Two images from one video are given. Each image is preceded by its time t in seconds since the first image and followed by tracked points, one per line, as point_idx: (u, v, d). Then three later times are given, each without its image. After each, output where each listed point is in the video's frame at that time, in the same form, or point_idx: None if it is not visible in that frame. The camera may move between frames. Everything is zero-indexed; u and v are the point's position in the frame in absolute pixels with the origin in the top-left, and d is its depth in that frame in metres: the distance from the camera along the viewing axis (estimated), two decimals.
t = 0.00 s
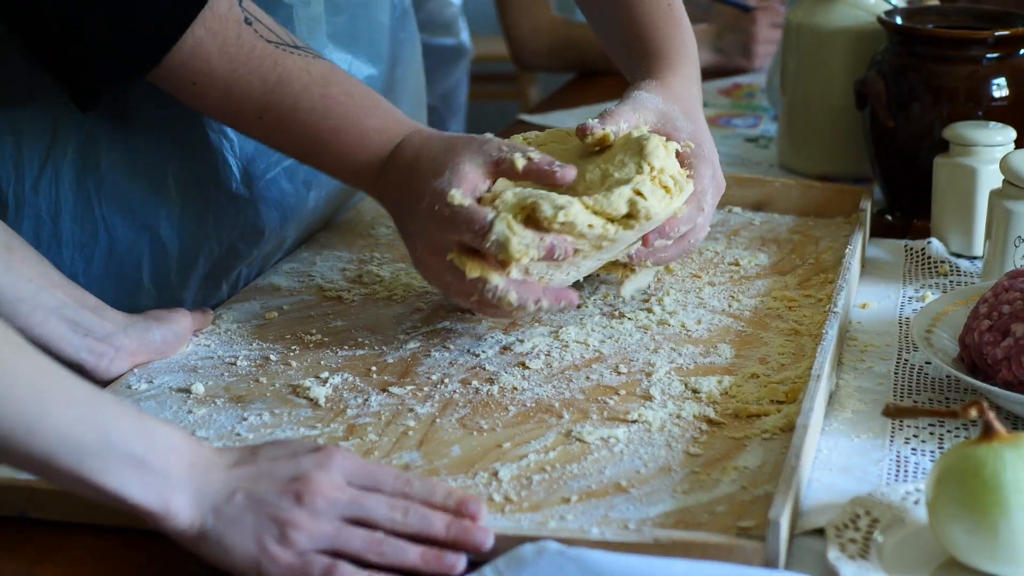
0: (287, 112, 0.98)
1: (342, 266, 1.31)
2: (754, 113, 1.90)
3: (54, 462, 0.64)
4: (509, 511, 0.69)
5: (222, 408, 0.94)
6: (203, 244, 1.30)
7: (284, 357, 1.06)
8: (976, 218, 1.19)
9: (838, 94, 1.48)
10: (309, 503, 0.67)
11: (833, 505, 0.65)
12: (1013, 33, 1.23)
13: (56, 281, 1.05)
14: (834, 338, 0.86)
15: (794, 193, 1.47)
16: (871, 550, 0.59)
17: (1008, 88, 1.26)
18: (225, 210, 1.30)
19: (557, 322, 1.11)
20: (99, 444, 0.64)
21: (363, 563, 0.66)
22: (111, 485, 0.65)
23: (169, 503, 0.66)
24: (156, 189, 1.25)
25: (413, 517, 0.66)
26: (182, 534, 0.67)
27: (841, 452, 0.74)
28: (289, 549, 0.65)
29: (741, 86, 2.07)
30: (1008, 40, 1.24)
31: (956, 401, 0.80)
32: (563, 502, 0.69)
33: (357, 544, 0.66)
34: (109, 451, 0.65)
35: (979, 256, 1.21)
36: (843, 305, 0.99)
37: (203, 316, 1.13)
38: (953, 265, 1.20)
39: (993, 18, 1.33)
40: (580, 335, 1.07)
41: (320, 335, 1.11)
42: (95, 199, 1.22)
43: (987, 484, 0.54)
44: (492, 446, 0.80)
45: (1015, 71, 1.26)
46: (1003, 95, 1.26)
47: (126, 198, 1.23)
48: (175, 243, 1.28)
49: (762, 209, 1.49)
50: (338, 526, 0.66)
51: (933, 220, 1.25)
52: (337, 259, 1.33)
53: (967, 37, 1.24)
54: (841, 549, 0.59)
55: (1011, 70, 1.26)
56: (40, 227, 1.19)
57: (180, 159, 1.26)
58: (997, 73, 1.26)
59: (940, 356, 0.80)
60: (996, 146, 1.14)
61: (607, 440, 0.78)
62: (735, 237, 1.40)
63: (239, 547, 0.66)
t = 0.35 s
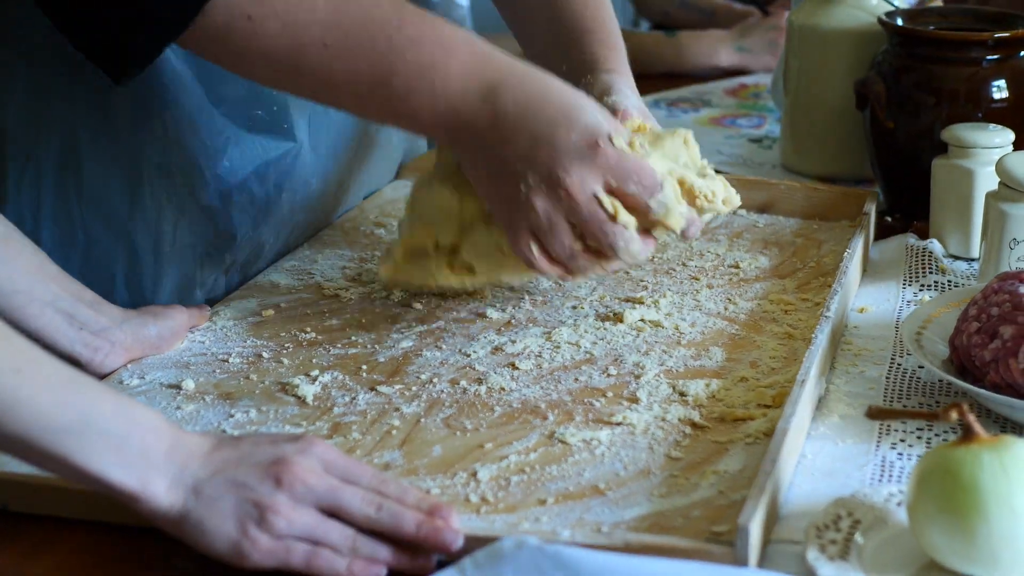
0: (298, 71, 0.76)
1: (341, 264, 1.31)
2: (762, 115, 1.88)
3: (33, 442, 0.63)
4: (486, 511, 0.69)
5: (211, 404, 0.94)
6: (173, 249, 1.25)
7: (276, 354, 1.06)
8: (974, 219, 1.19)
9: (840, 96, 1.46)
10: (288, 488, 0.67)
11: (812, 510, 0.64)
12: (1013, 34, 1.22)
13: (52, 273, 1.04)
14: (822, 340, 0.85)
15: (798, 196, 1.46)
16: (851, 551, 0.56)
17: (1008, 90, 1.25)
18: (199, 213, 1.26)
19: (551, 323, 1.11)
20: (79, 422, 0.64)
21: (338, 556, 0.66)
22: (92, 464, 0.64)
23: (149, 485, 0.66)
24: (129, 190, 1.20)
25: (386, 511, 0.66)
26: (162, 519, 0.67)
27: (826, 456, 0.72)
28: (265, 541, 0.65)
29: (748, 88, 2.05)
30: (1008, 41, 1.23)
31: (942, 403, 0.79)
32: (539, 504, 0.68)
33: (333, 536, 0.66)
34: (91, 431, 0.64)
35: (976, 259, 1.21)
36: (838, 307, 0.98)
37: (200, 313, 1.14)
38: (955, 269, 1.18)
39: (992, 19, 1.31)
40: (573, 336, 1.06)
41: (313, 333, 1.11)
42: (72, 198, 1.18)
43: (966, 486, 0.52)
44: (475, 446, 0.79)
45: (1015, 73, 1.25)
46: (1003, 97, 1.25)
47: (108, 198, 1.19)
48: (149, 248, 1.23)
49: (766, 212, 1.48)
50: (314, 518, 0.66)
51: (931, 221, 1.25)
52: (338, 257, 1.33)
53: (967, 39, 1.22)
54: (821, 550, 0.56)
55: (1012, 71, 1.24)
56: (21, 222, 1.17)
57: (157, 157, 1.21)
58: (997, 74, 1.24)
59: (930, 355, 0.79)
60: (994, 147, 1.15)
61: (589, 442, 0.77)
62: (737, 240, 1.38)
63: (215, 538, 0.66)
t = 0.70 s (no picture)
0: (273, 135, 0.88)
1: (349, 269, 1.32)
2: (773, 123, 1.88)
3: (47, 440, 0.64)
4: (481, 516, 0.69)
5: (214, 409, 0.95)
6: (186, 270, 1.29)
7: (280, 358, 1.07)
8: (978, 229, 1.19)
9: (849, 104, 1.46)
10: (284, 494, 0.67)
11: (805, 518, 0.64)
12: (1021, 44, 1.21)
13: (63, 275, 1.05)
14: (822, 349, 0.85)
15: (805, 205, 1.45)
16: (841, 558, 0.56)
17: (1015, 99, 1.25)
18: (213, 240, 1.30)
19: (554, 329, 1.11)
20: (92, 420, 0.64)
21: (333, 560, 0.66)
22: (101, 464, 0.64)
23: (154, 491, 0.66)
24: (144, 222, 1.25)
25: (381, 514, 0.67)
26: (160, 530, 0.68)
27: (822, 462, 0.72)
28: (263, 543, 0.66)
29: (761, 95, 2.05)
30: (1016, 50, 1.22)
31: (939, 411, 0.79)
32: (532, 509, 0.68)
33: (328, 540, 0.66)
34: (100, 428, 0.65)
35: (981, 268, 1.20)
36: (839, 315, 0.98)
37: (207, 317, 1.15)
38: (957, 278, 1.18)
39: (1001, 28, 1.31)
40: (575, 343, 1.07)
41: (317, 338, 1.12)
42: (83, 224, 1.22)
43: (955, 494, 0.52)
44: (473, 451, 0.80)
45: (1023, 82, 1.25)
46: (1011, 107, 1.25)
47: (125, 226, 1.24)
48: (163, 271, 1.28)
49: (773, 221, 1.47)
50: (310, 522, 0.66)
51: (937, 230, 1.24)
52: (345, 263, 1.34)
53: (974, 48, 1.22)
54: (811, 556, 0.56)
55: (1020, 81, 1.24)
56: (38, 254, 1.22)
57: (171, 190, 1.25)
58: (1005, 83, 1.24)
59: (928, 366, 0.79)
60: (1000, 157, 1.15)
61: (585, 449, 0.77)
62: (743, 247, 1.38)
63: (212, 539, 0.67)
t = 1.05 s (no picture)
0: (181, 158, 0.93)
1: (354, 274, 1.33)
2: (782, 130, 1.88)
3: (50, 440, 0.64)
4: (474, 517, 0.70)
5: (216, 410, 0.96)
6: (199, 268, 1.34)
7: (282, 361, 1.08)
8: (979, 236, 1.19)
9: (853, 112, 1.46)
10: (280, 492, 0.68)
11: (795, 520, 0.64)
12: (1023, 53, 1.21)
13: (69, 276, 1.06)
14: (817, 354, 0.86)
15: (808, 212, 1.46)
16: (827, 561, 0.57)
17: (1018, 107, 1.25)
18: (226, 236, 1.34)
19: (554, 334, 1.12)
20: (97, 418, 0.64)
21: (326, 560, 0.67)
22: (104, 463, 0.65)
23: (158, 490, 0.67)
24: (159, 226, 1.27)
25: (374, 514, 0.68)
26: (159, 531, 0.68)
27: (811, 467, 0.73)
28: (259, 542, 0.67)
29: (770, 102, 2.05)
30: (1018, 59, 1.22)
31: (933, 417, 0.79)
32: (525, 511, 0.69)
33: (322, 539, 0.67)
34: (105, 426, 0.65)
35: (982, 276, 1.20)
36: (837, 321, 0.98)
37: (212, 319, 1.16)
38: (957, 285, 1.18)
39: (1005, 36, 1.31)
40: (574, 348, 1.07)
41: (320, 341, 1.13)
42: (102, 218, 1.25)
43: (938, 497, 0.52)
44: (469, 454, 0.80)
45: None
46: (1013, 115, 1.25)
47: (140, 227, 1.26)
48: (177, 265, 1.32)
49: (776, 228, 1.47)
50: (305, 522, 0.67)
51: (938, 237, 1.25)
52: (351, 267, 1.35)
53: (975, 57, 1.22)
54: (797, 559, 0.57)
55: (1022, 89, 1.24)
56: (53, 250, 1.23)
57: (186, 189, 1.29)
58: (1007, 92, 1.24)
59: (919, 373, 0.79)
60: (1001, 165, 1.15)
61: (580, 452, 0.78)
62: (745, 254, 1.38)
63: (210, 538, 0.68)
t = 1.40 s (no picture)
0: (145, 76, 0.87)
1: (363, 275, 1.34)
2: (794, 135, 1.88)
3: (89, 404, 0.65)
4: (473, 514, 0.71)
5: (224, 409, 0.98)
6: (202, 246, 1.29)
7: (289, 362, 1.09)
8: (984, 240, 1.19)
9: (863, 117, 1.46)
10: (285, 487, 0.69)
11: (787, 521, 0.65)
12: None
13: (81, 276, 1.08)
14: (816, 356, 0.86)
15: (815, 216, 1.46)
16: (817, 560, 0.58)
17: None
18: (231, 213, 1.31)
19: (558, 336, 1.13)
20: (136, 388, 0.66)
21: (327, 556, 0.68)
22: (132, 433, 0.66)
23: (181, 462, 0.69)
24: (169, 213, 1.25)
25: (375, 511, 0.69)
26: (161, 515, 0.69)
27: (807, 466, 0.73)
28: (260, 536, 0.68)
29: (784, 107, 2.05)
30: None
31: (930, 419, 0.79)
32: (522, 509, 0.70)
33: (323, 535, 0.68)
34: (143, 397, 0.67)
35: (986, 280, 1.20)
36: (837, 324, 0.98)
37: (222, 319, 1.17)
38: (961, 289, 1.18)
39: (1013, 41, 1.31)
40: (579, 350, 1.08)
41: (328, 341, 1.14)
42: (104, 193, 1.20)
43: (927, 498, 0.53)
44: (471, 452, 0.81)
45: None
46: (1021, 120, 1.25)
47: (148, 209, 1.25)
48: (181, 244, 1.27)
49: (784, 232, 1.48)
50: (307, 517, 0.68)
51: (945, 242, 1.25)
52: (360, 269, 1.36)
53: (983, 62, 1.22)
54: (788, 558, 0.58)
55: None
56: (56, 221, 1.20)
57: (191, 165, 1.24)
58: (1015, 97, 1.24)
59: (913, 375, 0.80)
60: (1007, 169, 1.15)
61: (579, 452, 0.79)
62: (752, 257, 1.39)
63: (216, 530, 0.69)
